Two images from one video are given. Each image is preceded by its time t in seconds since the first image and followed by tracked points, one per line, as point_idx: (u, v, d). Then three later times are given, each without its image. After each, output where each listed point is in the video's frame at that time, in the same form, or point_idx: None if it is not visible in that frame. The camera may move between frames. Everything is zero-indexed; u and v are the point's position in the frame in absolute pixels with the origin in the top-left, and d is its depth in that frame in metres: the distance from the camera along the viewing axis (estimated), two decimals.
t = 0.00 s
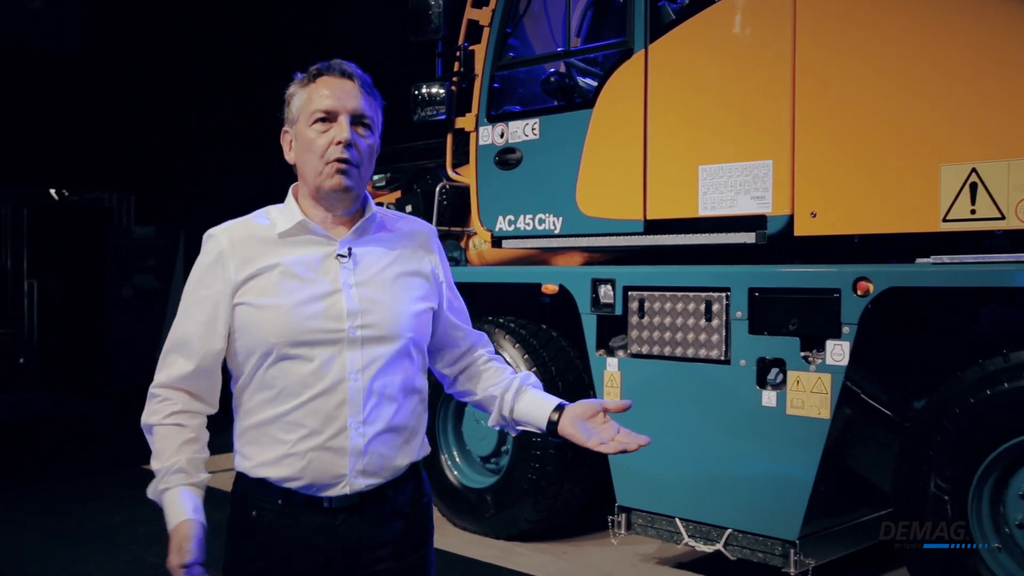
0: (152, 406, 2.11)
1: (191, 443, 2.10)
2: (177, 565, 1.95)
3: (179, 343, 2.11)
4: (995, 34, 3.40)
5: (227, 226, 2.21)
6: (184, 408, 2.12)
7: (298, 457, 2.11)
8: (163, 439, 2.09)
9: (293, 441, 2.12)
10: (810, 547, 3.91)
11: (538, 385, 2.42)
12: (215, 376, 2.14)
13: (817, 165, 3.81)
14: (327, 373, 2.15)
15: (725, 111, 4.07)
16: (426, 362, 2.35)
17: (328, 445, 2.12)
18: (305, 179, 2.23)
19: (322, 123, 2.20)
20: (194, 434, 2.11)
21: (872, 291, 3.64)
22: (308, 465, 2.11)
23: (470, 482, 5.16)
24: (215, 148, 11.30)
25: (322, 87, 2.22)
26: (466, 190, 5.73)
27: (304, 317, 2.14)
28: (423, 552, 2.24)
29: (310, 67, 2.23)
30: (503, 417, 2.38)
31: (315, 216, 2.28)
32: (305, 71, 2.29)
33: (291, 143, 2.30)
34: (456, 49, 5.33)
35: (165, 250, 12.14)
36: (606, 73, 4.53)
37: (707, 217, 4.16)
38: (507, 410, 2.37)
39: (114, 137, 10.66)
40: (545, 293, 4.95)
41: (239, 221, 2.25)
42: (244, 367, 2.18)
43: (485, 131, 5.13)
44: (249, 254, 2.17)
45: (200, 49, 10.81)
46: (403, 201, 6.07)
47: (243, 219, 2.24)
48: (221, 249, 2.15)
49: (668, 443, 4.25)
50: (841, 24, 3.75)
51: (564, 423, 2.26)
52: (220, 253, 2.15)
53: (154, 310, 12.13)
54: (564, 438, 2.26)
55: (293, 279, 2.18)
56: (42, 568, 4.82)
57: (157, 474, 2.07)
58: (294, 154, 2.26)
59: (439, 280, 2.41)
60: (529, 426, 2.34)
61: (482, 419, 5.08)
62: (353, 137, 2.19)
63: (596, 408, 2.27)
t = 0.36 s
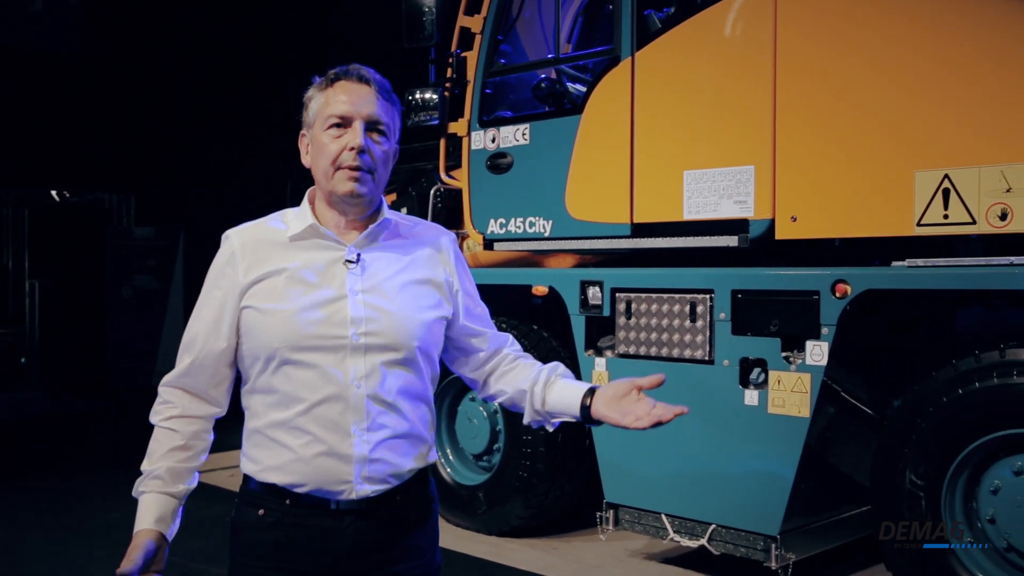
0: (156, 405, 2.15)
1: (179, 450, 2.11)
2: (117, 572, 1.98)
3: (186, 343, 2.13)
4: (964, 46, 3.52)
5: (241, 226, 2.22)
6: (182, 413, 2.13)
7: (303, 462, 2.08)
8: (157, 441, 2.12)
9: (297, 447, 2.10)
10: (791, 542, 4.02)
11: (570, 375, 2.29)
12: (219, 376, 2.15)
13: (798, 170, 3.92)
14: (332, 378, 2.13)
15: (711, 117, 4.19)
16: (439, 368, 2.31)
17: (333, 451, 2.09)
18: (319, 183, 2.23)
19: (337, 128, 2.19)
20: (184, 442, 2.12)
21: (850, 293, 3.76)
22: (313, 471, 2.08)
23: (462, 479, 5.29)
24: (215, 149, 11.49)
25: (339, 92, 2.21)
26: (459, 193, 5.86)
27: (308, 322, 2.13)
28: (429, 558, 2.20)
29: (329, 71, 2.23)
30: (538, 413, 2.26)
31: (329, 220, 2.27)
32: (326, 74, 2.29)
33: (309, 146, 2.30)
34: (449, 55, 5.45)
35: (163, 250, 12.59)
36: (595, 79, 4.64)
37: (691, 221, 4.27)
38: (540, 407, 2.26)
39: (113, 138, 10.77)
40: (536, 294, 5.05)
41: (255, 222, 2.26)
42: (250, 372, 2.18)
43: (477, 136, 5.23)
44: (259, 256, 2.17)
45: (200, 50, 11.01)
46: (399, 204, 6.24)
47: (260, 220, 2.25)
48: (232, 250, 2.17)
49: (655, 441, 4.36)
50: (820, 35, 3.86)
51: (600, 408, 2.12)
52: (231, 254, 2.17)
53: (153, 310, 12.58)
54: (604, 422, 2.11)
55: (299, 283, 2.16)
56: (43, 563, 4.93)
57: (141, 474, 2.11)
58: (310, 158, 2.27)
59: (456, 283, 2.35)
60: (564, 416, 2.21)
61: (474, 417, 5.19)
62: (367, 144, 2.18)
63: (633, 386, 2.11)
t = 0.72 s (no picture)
0: (162, 414, 2.20)
1: (184, 459, 2.16)
2: None
3: (193, 353, 2.18)
4: (944, 56, 3.62)
5: (243, 234, 2.25)
6: (187, 421, 2.18)
7: (314, 467, 2.16)
8: (162, 449, 2.17)
9: (309, 452, 2.17)
10: (780, 535, 4.13)
11: (567, 365, 2.42)
12: (224, 383, 2.20)
13: (787, 174, 4.02)
14: (340, 385, 2.19)
15: (703, 122, 4.30)
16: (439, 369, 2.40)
17: (343, 455, 2.17)
18: (322, 188, 2.29)
19: (341, 135, 2.25)
20: (189, 451, 2.16)
21: (837, 293, 3.86)
22: (324, 475, 2.16)
23: (462, 475, 5.40)
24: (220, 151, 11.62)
25: (342, 98, 2.27)
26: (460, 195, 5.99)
27: (316, 332, 2.19)
28: (429, 555, 2.29)
29: (332, 77, 2.28)
30: (543, 404, 2.37)
31: (332, 225, 2.33)
32: (326, 81, 2.34)
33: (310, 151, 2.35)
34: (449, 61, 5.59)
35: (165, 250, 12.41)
36: (591, 84, 4.75)
37: (684, 223, 4.38)
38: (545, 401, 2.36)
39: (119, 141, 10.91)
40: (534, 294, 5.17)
41: (257, 229, 2.30)
42: (258, 379, 2.23)
43: (476, 139, 5.35)
44: (264, 264, 2.21)
45: (204, 54, 11.16)
46: (399, 205, 6.32)
47: (261, 227, 2.29)
48: (237, 259, 2.20)
49: (650, 438, 4.48)
50: (808, 43, 3.97)
51: (602, 393, 2.24)
52: (235, 263, 2.20)
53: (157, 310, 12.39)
54: (609, 407, 2.22)
55: (305, 293, 2.22)
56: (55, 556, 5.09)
57: (148, 482, 2.17)
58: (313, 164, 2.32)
59: (454, 285, 2.42)
60: (568, 406, 2.33)
61: (473, 415, 5.31)
62: (370, 150, 2.24)
63: (631, 371, 2.24)
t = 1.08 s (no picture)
0: (142, 427, 2.01)
1: (176, 474, 2.01)
2: None
3: (170, 358, 2.01)
4: (931, 62, 3.73)
5: (214, 234, 2.10)
6: (174, 433, 2.02)
7: (303, 472, 2.07)
8: (148, 465, 1.99)
9: (296, 456, 2.07)
10: (772, 528, 4.25)
11: (513, 380, 2.38)
12: (208, 390, 2.04)
13: (780, 177, 4.14)
14: (327, 387, 2.10)
15: (698, 127, 4.42)
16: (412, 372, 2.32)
17: (333, 458, 2.09)
18: (297, 191, 2.17)
19: (317, 136, 2.14)
20: (180, 464, 2.01)
21: (827, 293, 3.99)
22: (315, 480, 2.07)
23: (464, 471, 5.54)
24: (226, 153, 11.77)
25: (316, 99, 2.15)
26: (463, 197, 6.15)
27: (304, 332, 2.09)
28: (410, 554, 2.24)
29: (305, 77, 2.16)
30: (487, 419, 2.34)
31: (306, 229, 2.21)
32: (298, 80, 2.21)
33: (281, 153, 2.22)
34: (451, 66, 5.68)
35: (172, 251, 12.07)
36: (590, 89, 4.88)
37: (680, 224, 4.51)
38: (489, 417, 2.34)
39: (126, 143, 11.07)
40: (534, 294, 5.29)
41: (227, 230, 2.15)
42: (236, 383, 2.09)
43: (478, 143, 5.49)
44: (244, 266, 2.09)
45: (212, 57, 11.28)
46: (403, 207, 6.38)
47: (233, 227, 2.14)
48: (213, 259, 2.05)
49: (647, 434, 4.60)
50: (799, 49, 4.08)
51: (548, 412, 2.24)
52: (212, 264, 2.05)
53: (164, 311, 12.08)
54: (552, 426, 2.24)
55: (290, 293, 2.11)
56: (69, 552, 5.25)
57: (137, 502, 1.99)
58: (284, 165, 2.19)
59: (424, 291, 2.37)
60: (510, 421, 2.31)
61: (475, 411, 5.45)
62: (349, 151, 2.14)
63: (578, 393, 2.26)
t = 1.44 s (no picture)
0: (96, 433, 1.88)
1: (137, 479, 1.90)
2: None
3: (121, 360, 1.89)
4: (926, 64, 3.84)
5: (159, 231, 1.99)
6: (133, 437, 1.90)
7: (262, 470, 1.97)
8: (106, 472, 1.87)
9: (253, 455, 1.98)
10: (763, 521, 4.37)
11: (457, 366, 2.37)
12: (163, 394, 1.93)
13: (771, 180, 4.26)
14: (284, 381, 2.02)
15: (692, 130, 4.54)
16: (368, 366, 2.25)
17: (292, 454, 2.00)
18: (245, 183, 2.09)
19: (266, 125, 2.07)
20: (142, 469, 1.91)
21: (815, 293, 4.11)
22: (275, 477, 1.98)
23: (464, 467, 5.69)
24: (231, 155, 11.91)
25: (261, 88, 2.09)
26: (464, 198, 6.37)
27: (260, 326, 2.00)
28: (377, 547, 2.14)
29: (248, 67, 2.10)
30: (429, 403, 2.31)
31: (254, 222, 2.13)
32: (239, 70, 2.14)
33: (224, 145, 2.13)
34: (452, 70, 5.81)
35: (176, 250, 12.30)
36: (587, 93, 5.00)
37: (674, 225, 4.63)
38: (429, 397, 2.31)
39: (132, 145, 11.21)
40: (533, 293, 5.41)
41: (170, 226, 2.03)
42: (189, 383, 1.98)
43: (478, 146, 5.61)
44: (191, 263, 1.98)
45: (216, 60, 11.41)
46: (405, 209, 6.51)
47: (176, 224, 2.03)
48: (161, 257, 1.94)
49: (642, 429, 4.73)
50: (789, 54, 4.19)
51: (485, 395, 2.26)
52: (160, 262, 1.93)
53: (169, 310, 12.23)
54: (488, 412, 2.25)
55: (244, 288, 2.02)
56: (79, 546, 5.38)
57: (99, 512, 1.86)
58: (228, 158, 2.10)
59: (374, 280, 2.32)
60: (455, 408, 2.28)
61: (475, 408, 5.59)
62: (300, 140, 2.08)
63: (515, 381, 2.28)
